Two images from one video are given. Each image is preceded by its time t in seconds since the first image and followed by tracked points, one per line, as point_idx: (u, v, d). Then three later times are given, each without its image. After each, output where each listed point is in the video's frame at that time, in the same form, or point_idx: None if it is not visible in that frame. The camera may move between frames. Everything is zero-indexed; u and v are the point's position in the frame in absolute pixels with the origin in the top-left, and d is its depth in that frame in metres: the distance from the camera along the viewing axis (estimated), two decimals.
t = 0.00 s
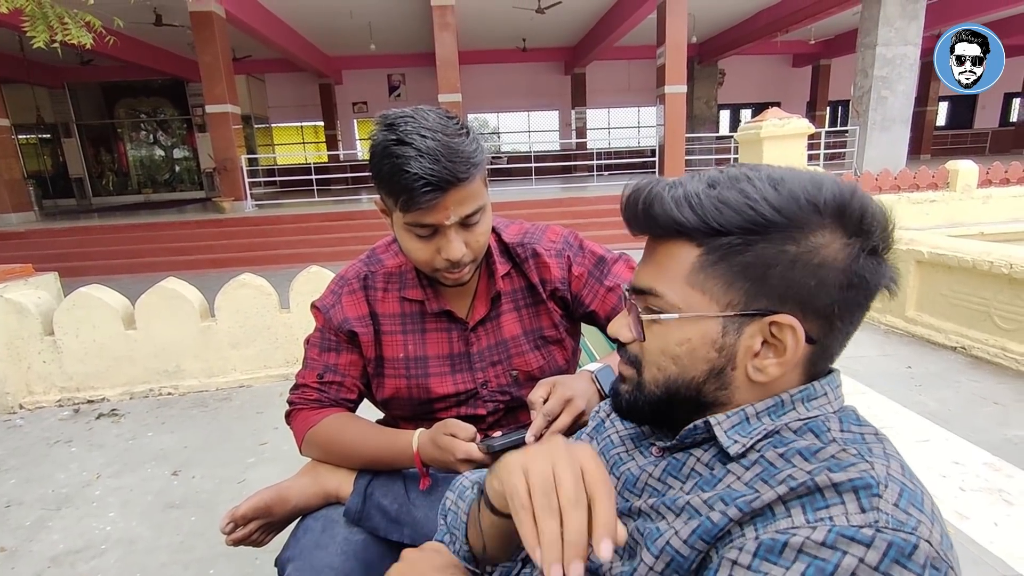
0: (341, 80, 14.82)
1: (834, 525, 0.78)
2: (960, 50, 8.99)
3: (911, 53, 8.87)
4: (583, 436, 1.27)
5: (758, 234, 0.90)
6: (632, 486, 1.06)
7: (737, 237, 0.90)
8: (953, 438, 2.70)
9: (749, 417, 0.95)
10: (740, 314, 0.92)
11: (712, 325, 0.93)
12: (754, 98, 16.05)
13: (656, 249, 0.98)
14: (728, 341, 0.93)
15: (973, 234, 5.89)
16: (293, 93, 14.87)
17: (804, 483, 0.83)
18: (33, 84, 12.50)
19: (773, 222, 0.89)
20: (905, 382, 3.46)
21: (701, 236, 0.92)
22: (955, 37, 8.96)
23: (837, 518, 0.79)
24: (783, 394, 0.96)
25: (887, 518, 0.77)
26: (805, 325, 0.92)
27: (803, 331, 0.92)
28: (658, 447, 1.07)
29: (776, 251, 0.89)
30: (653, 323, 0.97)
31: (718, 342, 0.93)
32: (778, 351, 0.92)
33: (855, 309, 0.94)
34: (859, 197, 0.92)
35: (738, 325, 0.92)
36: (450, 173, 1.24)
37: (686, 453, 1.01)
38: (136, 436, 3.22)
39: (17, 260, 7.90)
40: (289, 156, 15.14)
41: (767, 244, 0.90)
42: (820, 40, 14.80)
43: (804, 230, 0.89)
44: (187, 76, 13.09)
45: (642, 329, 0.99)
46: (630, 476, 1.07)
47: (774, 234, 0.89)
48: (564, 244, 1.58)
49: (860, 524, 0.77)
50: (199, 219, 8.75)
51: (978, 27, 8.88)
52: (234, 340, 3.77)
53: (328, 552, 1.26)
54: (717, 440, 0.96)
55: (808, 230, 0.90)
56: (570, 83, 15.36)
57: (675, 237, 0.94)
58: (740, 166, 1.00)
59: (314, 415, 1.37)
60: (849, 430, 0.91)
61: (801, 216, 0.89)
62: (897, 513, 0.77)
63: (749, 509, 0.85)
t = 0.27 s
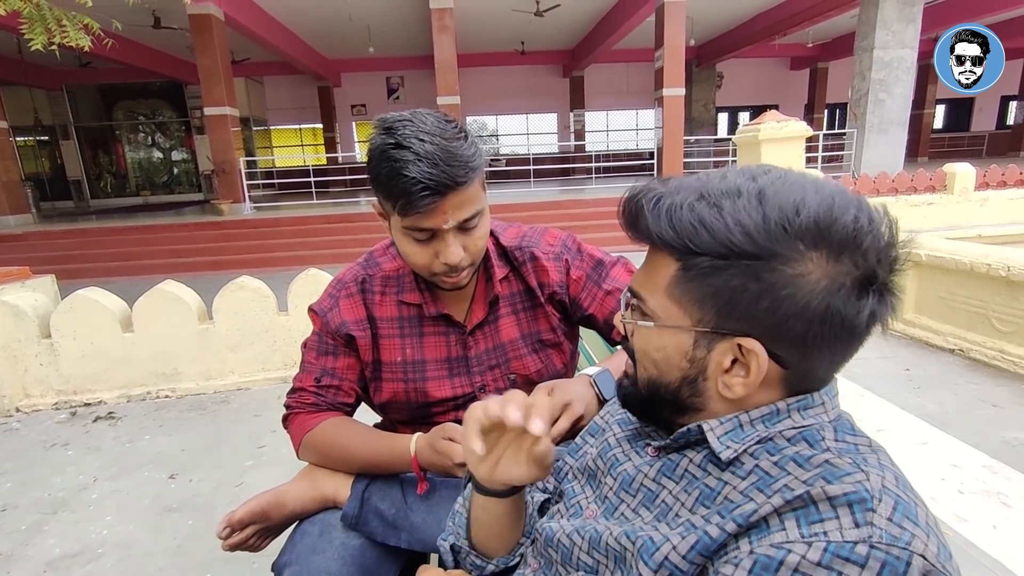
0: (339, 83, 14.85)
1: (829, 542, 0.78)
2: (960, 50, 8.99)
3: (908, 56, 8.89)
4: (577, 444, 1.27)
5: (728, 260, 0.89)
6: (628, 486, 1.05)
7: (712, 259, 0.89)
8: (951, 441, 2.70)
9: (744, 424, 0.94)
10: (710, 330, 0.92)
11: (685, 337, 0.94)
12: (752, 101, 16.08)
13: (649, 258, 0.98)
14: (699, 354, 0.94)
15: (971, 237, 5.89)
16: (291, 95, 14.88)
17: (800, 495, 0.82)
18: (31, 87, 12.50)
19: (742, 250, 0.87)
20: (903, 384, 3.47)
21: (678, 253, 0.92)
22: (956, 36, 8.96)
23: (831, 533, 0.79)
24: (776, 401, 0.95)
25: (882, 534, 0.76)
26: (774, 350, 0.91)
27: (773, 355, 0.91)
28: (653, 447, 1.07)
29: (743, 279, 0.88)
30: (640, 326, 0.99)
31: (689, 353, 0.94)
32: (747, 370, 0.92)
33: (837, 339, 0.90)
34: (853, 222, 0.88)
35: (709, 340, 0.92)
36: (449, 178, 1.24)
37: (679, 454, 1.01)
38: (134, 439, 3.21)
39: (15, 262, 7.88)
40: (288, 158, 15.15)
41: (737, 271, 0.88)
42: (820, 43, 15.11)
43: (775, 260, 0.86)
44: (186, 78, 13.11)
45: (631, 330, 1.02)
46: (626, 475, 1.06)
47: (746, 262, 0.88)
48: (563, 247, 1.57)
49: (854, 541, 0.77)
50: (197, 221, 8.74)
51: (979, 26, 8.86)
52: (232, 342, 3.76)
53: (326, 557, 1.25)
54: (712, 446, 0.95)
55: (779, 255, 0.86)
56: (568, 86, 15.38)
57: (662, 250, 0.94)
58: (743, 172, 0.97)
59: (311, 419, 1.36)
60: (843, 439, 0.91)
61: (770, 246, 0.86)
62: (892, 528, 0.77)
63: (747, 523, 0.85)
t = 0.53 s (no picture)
0: (338, 84, 14.85)
1: (828, 547, 0.78)
2: (960, 50, 8.99)
3: (907, 58, 8.91)
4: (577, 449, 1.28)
5: (719, 250, 0.90)
6: (626, 489, 1.06)
7: (704, 249, 0.90)
8: (950, 442, 2.70)
9: (741, 424, 0.94)
10: (698, 320, 0.93)
11: (676, 327, 0.95)
12: (751, 102, 16.10)
13: (647, 249, 1.00)
14: (688, 343, 0.94)
15: (969, 238, 5.89)
16: (290, 97, 14.88)
17: (797, 499, 0.82)
18: (29, 87, 12.49)
19: (732, 241, 0.88)
20: (901, 386, 3.47)
21: (671, 242, 0.94)
22: (956, 37, 8.96)
23: (830, 538, 0.79)
24: (771, 402, 0.95)
25: (880, 538, 0.76)
26: (760, 341, 0.91)
27: (758, 346, 0.91)
28: (649, 447, 1.08)
29: (729, 270, 0.89)
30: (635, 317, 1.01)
31: (678, 342, 0.95)
32: (732, 361, 0.92)
33: (823, 335, 0.89)
34: (844, 217, 0.87)
35: (698, 329, 0.93)
36: (445, 180, 1.23)
37: (676, 456, 1.02)
38: (132, 440, 3.21)
39: (13, 263, 7.87)
40: (286, 159, 15.14)
41: (724, 260, 0.89)
42: (818, 44, 15.16)
43: (760, 251, 0.87)
44: (185, 79, 13.10)
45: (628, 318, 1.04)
46: (625, 478, 1.07)
47: (733, 253, 0.88)
48: (561, 248, 1.57)
49: (853, 545, 0.77)
50: (195, 222, 8.73)
51: (979, 27, 8.86)
52: (230, 343, 3.75)
53: (325, 559, 1.25)
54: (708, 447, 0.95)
55: (765, 248, 0.87)
56: (567, 87, 15.40)
57: (658, 241, 0.96)
58: (742, 172, 0.98)
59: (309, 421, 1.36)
60: (840, 442, 0.91)
61: (757, 240, 0.87)
62: (889, 532, 0.77)
63: (745, 528, 0.85)
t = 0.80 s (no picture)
0: (338, 83, 14.86)
1: (826, 536, 0.77)
2: (961, 50, 8.99)
3: (906, 59, 8.91)
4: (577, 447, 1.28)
5: (721, 238, 0.90)
6: (628, 484, 1.06)
7: (707, 237, 0.91)
8: (949, 443, 2.70)
9: (739, 416, 0.94)
10: (698, 307, 0.93)
11: (677, 314, 0.95)
12: (750, 103, 16.10)
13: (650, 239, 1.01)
14: (688, 331, 0.94)
15: (969, 239, 5.89)
16: (290, 96, 14.87)
17: (796, 490, 0.82)
18: (29, 87, 12.48)
19: (735, 229, 0.89)
20: (901, 386, 3.47)
21: (674, 230, 0.95)
22: (956, 37, 8.97)
23: (828, 527, 0.78)
24: (770, 394, 0.95)
25: (878, 527, 0.76)
26: (759, 329, 0.90)
27: (757, 334, 0.90)
28: (648, 443, 1.08)
29: (732, 254, 0.89)
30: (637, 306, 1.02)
31: (680, 330, 0.95)
32: (732, 346, 0.92)
33: (818, 324, 0.89)
34: (847, 212, 0.88)
35: (699, 316, 0.93)
36: (447, 179, 1.23)
37: (676, 451, 1.02)
38: (131, 439, 3.20)
39: (12, 262, 7.86)
40: (286, 159, 15.14)
41: (727, 247, 0.90)
42: (818, 46, 15.18)
43: (761, 238, 0.87)
44: (184, 78, 13.10)
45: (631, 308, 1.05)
46: (627, 474, 1.07)
47: (735, 240, 0.89)
48: (562, 246, 1.57)
49: (851, 535, 0.76)
50: (195, 221, 8.73)
51: (979, 27, 8.86)
52: (229, 342, 3.75)
53: (325, 556, 1.25)
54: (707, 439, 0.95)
55: (768, 237, 0.87)
56: (567, 87, 15.40)
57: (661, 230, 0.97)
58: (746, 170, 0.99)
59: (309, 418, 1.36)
60: (839, 435, 0.90)
61: (758, 227, 0.87)
62: (887, 521, 0.76)
63: (744, 518, 0.85)
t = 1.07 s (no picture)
0: (338, 82, 14.85)
1: (818, 499, 0.80)
2: (961, 50, 8.99)
3: (906, 60, 8.91)
4: (572, 437, 1.26)
5: (741, 230, 0.90)
6: (629, 486, 1.05)
7: (726, 230, 0.91)
8: (948, 443, 2.70)
9: (744, 409, 0.96)
10: (718, 302, 0.93)
11: (694, 310, 0.94)
12: (750, 104, 16.10)
13: (662, 235, 1.00)
14: (705, 327, 0.94)
15: (968, 240, 5.89)
16: (289, 95, 14.85)
17: (794, 462, 0.85)
18: (28, 85, 12.47)
19: (757, 220, 0.89)
20: (900, 387, 3.47)
21: (691, 224, 0.94)
22: (956, 37, 8.97)
23: (820, 493, 0.81)
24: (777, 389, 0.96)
25: (871, 496, 0.79)
26: (780, 321, 0.91)
27: (779, 327, 0.91)
28: (653, 444, 1.08)
29: (755, 245, 0.89)
30: (648, 303, 1.00)
31: (697, 326, 0.95)
32: (752, 340, 0.92)
33: (840, 314, 0.91)
34: (861, 205, 0.91)
35: (717, 311, 0.93)
36: (448, 173, 1.23)
37: (682, 449, 1.02)
38: (130, 437, 3.20)
39: (11, 261, 7.85)
40: (285, 158, 15.13)
41: (748, 239, 0.90)
42: (817, 46, 15.18)
43: (784, 228, 0.89)
44: (184, 77, 13.09)
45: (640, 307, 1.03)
46: (627, 474, 1.07)
47: (757, 231, 0.89)
48: (563, 244, 1.57)
49: (843, 499, 0.79)
50: (194, 220, 8.72)
51: (979, 27, 8.86)
52: (229, 341, 3.75)
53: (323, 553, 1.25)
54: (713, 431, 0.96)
55: (792, 229, 0.88)
56: (567, 87, 15.40)
57: (676, 226, 0.97)
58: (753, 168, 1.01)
59: (309, 416, 1.35)
60: (842, 427, 0.91)
61: (782, 218, 0.88)
62: (880, 493, 0.80)
63: (743, 492, 0.87)
